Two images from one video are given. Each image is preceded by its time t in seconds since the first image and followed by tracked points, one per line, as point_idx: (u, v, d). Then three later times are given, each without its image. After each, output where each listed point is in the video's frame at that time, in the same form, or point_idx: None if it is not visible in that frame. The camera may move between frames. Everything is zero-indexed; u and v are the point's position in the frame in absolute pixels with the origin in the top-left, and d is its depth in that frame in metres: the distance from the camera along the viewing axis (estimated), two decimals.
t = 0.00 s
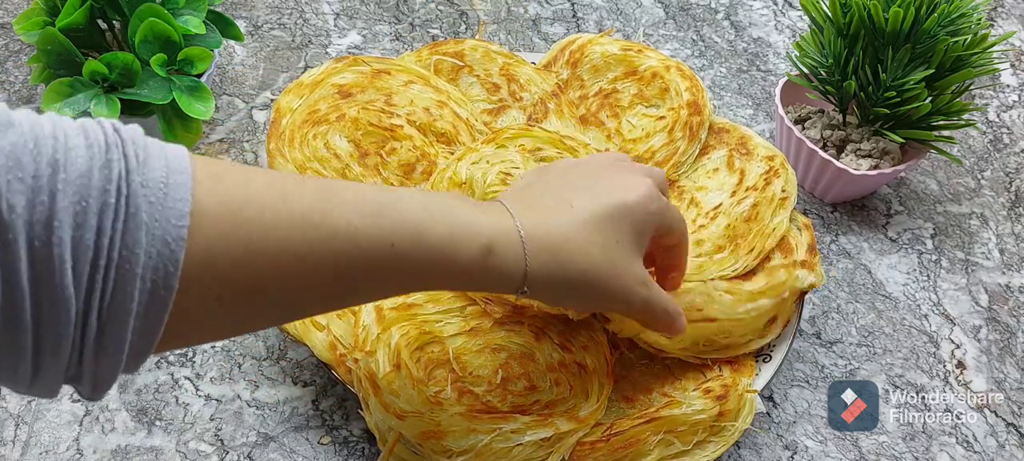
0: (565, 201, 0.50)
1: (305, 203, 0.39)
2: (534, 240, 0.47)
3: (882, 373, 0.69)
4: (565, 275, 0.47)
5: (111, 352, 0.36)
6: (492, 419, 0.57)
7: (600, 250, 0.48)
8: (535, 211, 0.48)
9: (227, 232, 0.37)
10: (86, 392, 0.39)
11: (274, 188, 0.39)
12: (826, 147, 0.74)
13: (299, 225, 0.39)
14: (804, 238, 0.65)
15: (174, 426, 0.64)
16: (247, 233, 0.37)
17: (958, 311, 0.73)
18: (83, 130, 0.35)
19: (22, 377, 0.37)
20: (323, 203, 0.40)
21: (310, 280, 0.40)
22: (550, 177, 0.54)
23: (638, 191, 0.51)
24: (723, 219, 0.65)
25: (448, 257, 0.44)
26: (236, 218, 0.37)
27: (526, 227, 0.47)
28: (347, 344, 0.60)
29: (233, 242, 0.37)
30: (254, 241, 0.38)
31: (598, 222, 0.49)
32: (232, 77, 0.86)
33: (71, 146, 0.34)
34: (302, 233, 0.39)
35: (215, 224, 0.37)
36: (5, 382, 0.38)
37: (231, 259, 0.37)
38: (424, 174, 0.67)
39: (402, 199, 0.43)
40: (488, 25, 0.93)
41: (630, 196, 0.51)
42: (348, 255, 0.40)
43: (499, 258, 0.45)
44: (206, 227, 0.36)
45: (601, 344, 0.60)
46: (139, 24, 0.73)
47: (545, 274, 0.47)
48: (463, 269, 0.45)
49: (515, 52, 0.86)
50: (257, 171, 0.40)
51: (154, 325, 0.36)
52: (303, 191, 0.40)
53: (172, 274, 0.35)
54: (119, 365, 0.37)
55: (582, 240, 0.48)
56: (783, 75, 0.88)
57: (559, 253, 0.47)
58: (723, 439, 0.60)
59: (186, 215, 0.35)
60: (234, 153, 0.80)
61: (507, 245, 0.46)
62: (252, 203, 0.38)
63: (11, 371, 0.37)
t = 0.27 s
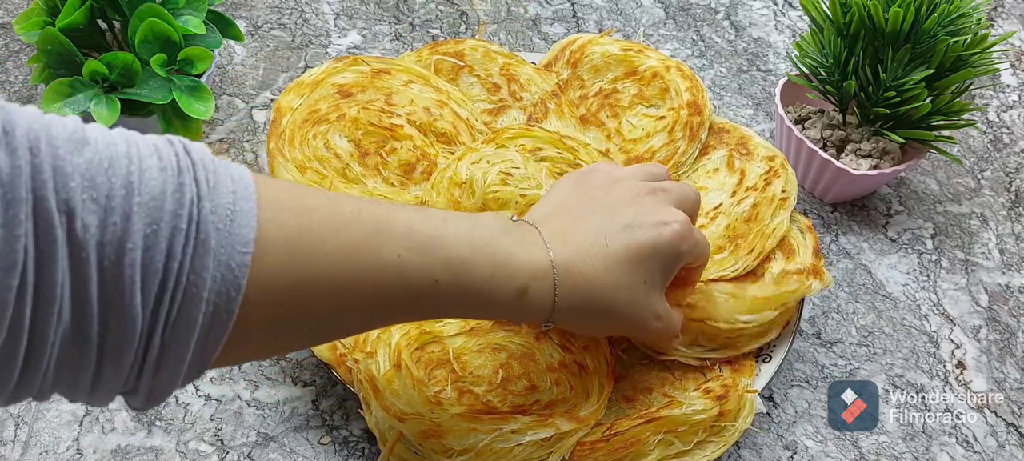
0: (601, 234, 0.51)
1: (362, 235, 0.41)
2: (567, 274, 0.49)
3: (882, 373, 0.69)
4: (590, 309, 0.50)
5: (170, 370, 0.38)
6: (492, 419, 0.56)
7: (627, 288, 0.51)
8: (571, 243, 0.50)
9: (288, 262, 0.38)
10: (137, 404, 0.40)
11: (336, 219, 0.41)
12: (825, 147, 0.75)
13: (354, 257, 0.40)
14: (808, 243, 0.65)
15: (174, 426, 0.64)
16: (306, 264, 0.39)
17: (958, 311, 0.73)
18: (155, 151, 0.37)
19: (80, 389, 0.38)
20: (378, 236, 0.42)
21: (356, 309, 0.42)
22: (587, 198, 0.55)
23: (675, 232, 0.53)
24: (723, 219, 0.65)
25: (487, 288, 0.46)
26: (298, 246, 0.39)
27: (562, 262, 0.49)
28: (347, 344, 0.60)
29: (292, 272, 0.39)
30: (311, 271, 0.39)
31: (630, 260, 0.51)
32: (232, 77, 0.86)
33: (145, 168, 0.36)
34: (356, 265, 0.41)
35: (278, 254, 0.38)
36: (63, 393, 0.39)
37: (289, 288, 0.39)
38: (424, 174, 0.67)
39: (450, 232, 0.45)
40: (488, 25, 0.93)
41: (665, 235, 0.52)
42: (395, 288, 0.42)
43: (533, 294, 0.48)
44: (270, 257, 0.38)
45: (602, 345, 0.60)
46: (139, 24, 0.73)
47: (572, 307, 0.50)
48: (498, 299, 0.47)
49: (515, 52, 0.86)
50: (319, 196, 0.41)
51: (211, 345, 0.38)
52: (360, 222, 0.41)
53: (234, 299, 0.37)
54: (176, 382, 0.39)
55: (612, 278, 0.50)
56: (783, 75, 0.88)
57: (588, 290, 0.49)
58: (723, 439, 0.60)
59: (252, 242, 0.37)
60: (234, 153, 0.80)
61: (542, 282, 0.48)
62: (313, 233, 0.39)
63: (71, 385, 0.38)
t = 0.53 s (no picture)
0: (579, 172, 0.52)
1: (344, 176, 0.40)
2: (556, 209, 0.48)
3: (882, 373, 0.69)
4: (587, 237, 0.49)
5: (169, 323, 0.37)
6: (492, 419, 0.56)
7: (616, 214, 0.50)
8: (553, 182, 0.50)
9: (275, 202, 0.38)
10: (141, 366, 0.39)
11: (315, 163, 0.40)
12: (826, 147, 0.75)
13: (340, 193, 0.40)
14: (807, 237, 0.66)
15: (174, 426, 0.64)
16: (293, 201, 0.38)
17: (958, 311, 0.73)
18: (136, 109, 0.36)
19: (81, 356, 0.37)
20: (361, 175, 0.41)
21: (351, 249, 0.40)
22: (559, 150, 0.55)
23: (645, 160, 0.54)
24: (723, 219, 0.65)
25: (479, 225, 0.45)
26: (282, 188, 0.38)
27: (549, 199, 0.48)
28: (347, 344, 0.60)
29: (279, 211, 0.38)
30: (299, 207, 0.38)
31: (612, 186, 0.51)
32: (232, 77, 0.86)
33: (128, 121, 0.35)
34: (343, 200, 0.40)
35: (262, 192, 0.37)
36: (65, 361, 0.38)
37: (278, 227, 0.38)
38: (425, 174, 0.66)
39: (431, 172, 0.44)
40: (488, 25, 0.93)
41: (637, 163, 0.53)
42: (387, 220, 0.41)
43: (526, 226, 0.47)
44: (254, 197, 0.37)
45: (601, 345, 0.61)
46: (140, 24, 0.73)
47: (570, 241, 0.48)
48: (494, 236, 0.46)
49: (515, 52, 0.86)
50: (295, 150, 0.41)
51: (211, 294, 0.37)
52: (341, 165, 0.41)
53: (227, 242, 0.36)
54: (177, 336, 0.37)
55: (601, 206, 0.50)
56: (783, 75, 0.88)
57: (581, 218, 0.49)
58: (723, 439, 0.60)
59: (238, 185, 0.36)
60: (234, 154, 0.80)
61: (532, 213, 0.47)
62: (296, 176, 0.39)
63: (71, 352, 0.37)
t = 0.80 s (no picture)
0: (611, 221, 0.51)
1: (374, 219, 0.41)
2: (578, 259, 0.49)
3: (882, 373, 0.69)
4: (602, 292, 0.50)
5: (188, 354, 0.38)
6: (492, 420, 0.56)
7: (637, 267, 0.50)
8: (584, 227, 0.50)
9: (304, 245, 0.38)
10: (158, 390, 0.40)
11: (347, 202, 0.40)
12: (826, 147, 0.75)
13: (369, 239, 0.40)
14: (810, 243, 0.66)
15: (174, 426, 0.64)
16: (322, 244, 0.39)
17: (958, 311, 0.73)
18: (171, 138, 0.36)
19: (100, 376, 0.38)
20: (391, 220, 0.42)
21: (370, 291, 0.41)
22: (594, 186, 0.55)
23: (683, 219, 0.53)
24: (723, 219, 0.64)
25: (499, 271, 0.45)
26: (312, 228, 0.39)
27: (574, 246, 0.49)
28: (347, 344, 0.60)
29: (307, 254, 0.38)
30: (326, 251, 0.39)
31: (642, 245, 0.51)
32: (232, 77, 0.86)
33: (161, 153, 0.35)
34: (371, 246, 0.40)
35: (292, 235, 0.38)
36: (83, 380, 0.38)
37: (305, 269, 0.39)
38: (424, 174, 0.66)
39: (460, 214, 0.45)
40: (488, 25, 0.93)
41: (674, 221, 0.53)
42: (409, 269, 0.42)
43: (545, 275, 0.47)
44: (285, 238, 0.38)
45: (601, 345, 0.61)
46: (140, 24, 0.73)
47: (583, 291, 0.49)
48: (510, 282, 0.46)
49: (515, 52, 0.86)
50: (331, 183, 0.41)
51: (229, 330, 0.38)
52: (372, 206, 0.41)
53: (250, 282, 0.37)
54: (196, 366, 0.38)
55: (624, 263, 0.50)
56: (783, 75, 0.88)
57: (601, 274, 0.49)
58: (723, 439, 0.60)
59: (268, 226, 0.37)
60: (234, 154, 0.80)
61: (555, 263, 0.48)
62: (328, 218, 0.39)
63: (89, 373, 0.38)
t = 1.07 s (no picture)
0: (603, 184, 0.51)
1: (370, 188, 0.40)
2: (578, 224, 0.48)
3: (882, 373, 0.69)
4: (606, 254, 0.49)
5: (199, 330, 0.37)
6: (492, 420, 0.57)
7: (637, 231, 0.50)
8: (579, 196, 0.49)
9: (303, 215, 0.38)
10: (170, 372, 0.40)
11: (340, 173, 0.40)
12: (826, 147, 0.75)
13: (367, 207, 0.40)
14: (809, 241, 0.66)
15: (174, 426, 0.64)
16: (320, 213, 0.38)
17: (958, 311, 0.73)
18: (167, 117, 0.36)
19: (112, 358, 0.37)
20: (388, 187, 0.41)
21: (374, 261, 0.40)
22: (586, 161, 0.55)
23: (670, 177, 0.53)
24: (723, 219, 0.64)
25: (500, 237, 0.45)
26: (309, 199, 0.38)
27: (572, 211, 0.48)
28: (347, 344, 0.60)
29: (308, 223, 0.38)
30: (326, 220, 0.38)
31: (636, 201, 0.51)
32: (232, 77, 0.86)
33: (159, 131, 0.35)
34: (371, 213, 0.40)
35: (289, 205, 0.37)
36: (96, 367, 0.38)
37: (306, 241, 0.38)
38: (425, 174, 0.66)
39: (455, 182, 0.44)
40: (488, 25, 0.93)
41: (664, 180, 0.53)
42: (410, 234, 0.41)
43: (547, 240, 0.47)
44: (284, 208, 0.37)
45: (601, 345, 0.61)
46: (140, 24, 0.73)
47: (588, 256, 0.49)
48: (513, 248, 0.46)
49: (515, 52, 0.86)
50: (324, 157, 0.41)
51: (237, 302, 0.37)
52: (367, 176, 0.41)
53: (254, 252, 0.36)
54: (206, 344, 0.38)
55: (623, 219, 0.50)
56: (783, 75, 0.88)
57: (602, 234, 0.49)
58: (724, 439, 0.60)
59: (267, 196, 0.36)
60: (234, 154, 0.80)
61: (554, 226, 0.47)
62: (324, 189, 0.39)
63: (103, 355, 0.37)
